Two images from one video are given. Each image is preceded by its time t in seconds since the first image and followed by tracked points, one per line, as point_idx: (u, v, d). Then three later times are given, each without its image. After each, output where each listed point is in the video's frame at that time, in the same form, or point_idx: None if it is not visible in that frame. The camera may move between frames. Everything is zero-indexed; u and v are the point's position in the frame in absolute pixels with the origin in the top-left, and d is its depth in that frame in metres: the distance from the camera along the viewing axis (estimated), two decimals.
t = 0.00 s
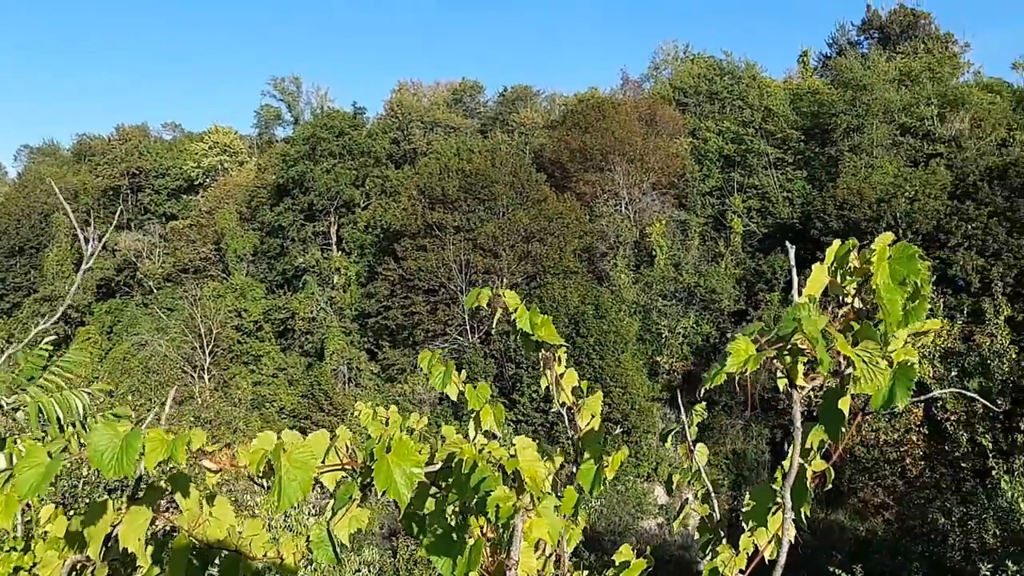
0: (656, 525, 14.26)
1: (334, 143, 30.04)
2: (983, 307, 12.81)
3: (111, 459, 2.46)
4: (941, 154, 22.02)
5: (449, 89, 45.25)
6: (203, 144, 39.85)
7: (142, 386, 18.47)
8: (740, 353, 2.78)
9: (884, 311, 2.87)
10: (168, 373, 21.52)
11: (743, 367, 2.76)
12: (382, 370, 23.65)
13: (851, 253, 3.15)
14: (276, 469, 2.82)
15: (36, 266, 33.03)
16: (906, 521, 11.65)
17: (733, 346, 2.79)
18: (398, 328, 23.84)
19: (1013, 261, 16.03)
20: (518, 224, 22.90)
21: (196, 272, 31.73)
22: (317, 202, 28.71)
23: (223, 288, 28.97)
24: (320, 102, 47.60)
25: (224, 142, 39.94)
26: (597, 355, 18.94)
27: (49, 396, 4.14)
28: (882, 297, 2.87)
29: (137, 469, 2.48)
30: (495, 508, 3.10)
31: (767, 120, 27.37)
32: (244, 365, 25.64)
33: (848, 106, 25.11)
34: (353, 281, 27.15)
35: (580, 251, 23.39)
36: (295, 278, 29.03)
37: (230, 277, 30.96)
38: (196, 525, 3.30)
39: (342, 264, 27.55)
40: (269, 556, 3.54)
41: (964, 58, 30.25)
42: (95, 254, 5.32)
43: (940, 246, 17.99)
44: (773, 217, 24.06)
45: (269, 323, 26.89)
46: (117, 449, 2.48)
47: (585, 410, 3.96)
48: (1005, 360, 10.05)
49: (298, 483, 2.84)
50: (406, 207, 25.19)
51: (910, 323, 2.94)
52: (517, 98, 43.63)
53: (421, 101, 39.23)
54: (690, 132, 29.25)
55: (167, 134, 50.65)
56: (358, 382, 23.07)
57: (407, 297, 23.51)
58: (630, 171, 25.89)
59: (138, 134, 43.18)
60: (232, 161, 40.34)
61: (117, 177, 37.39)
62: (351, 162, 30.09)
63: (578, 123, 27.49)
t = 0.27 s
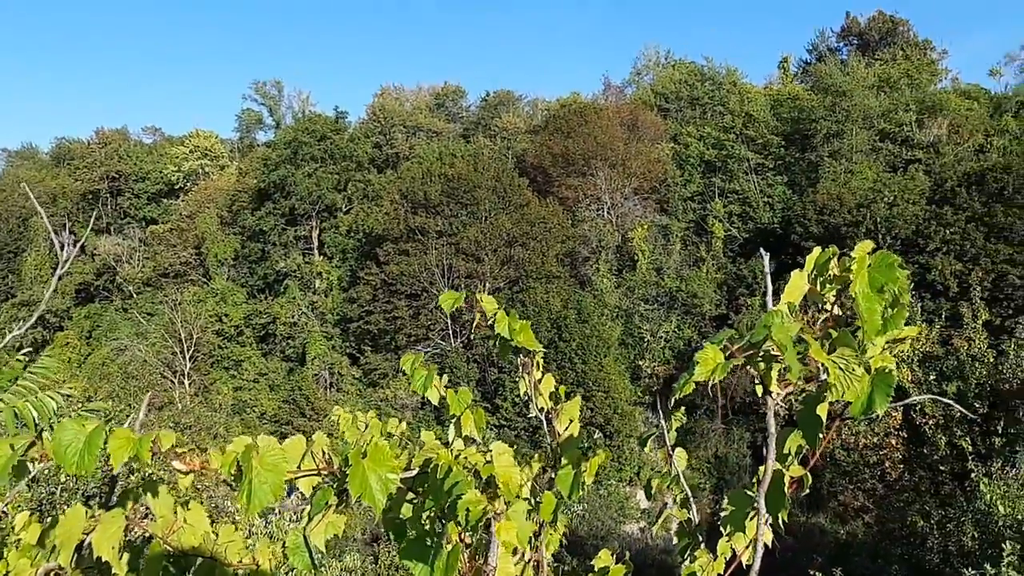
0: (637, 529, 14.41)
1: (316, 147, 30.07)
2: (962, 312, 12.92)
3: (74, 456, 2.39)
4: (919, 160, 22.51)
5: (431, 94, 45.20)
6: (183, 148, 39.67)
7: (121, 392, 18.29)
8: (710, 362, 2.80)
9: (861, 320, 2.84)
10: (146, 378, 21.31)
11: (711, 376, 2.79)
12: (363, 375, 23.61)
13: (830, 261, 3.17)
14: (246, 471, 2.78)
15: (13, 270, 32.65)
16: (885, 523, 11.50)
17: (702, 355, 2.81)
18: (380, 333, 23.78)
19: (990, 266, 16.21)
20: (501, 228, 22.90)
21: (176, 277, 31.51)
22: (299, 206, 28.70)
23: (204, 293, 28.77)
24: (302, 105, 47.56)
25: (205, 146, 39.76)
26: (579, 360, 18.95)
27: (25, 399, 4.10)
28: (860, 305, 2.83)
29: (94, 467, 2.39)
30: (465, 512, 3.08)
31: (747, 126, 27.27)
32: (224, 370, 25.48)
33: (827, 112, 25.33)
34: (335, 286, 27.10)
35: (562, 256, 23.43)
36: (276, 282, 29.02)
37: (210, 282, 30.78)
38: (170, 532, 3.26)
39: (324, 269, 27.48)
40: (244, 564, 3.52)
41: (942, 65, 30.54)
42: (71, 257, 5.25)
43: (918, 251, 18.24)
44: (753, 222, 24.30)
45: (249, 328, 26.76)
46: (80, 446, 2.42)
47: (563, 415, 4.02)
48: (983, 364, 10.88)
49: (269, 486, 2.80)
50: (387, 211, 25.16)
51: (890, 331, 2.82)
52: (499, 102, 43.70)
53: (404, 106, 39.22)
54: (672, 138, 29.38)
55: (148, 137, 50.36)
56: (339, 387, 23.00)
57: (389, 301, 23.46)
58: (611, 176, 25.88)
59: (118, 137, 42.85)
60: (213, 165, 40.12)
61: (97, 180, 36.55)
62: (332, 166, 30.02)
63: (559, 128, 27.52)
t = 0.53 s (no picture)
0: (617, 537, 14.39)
1: (298, 154, 29.45)
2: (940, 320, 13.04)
3: (66, 488, 2.30)
4: (897, 170, 22.84)
5: (414, 101, 45.17)
6: (163, 155, 39.40)
7: (99, 401, 18.05)
8: (683, 370, 2.83)
9: (828, 328, 2.85)
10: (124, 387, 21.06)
11: (684, 384, 2.81)
12: (344, 384, 23.54)
13: (799, 270, 3.19)
14: (230, 491, 2.74)
15: None
16: (863, 531, 11.40)
17: (675, 363, 2.83)
18: (361, 341, 23.70)
19: (967, 275, 16.31)
20: (483, 236, 22.88)
21: (155, 284, 31.24)
22: (279, 213, 28.57)
23: (184, 300, 28.55)
24: (284, 111, 47.30)
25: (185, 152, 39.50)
26: (560, 368, 18.94)
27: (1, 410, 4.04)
28: (828, 315, 2.84)
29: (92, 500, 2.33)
30: (451, 528, 3.10)
31: (727, 135, 27.41)
32: (203, 379, 25.28)
33: (807, 122, 25.52)
34: (316, 293, 27.00)
35: (544, 264, 23.47)
36: (257, 290, 28.89)
37: (190, 289, 30.55)
38: (145, 542, 3.26)
39: (305, 276, 27.38)
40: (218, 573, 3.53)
41: (918, 76, 30.92)
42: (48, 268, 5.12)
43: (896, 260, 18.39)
44: (733, 230, 24.40)
45: (229, 335, 26.61)
46: (70, 478, 2.32)
47: (539, 423, 4.03)
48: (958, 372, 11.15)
49: (253, 504, 2.78)
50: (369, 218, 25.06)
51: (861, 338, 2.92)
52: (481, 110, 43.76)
53: (386, 113, 39.18)
54: (653, 147, 29.49)
55: (127, 143, 49.99)
56: (320, 395, 22.90)
57: (370, 309, 23.39)
58: (593, 185, 25.91)
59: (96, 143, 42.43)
60: (193, 172, 39.87)
61: (76, 187, 35.88)
62: (314, 173, 29.92)
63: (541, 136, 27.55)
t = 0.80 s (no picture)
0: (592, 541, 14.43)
1: (271, 156, 29.56)
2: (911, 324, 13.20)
3: (11, 476, 2.33)
4: (869, 176, 23.25)
5: (389, 105, 45.08)
6: (136, 157, 39.03)
7: (68, 405, 17.76)
8: (650, 379, 2.85)
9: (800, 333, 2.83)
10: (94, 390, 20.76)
11: (651, 393, 2.84)
12: (319, 388, 23.45)
13: (771, 275, 3.20)
14: (188, 488, 2.72)
15: None
16: (835, 534, 11.60)
17: (643, 372, 2.85)
18: (336, 345, 23.60)
19: (937, 279, 16.45)
20: (459, 240, 22.87)
21: (126, 287, 30.89)
22: (253, 215, 28.38)
23: (156, 304, 28.30)
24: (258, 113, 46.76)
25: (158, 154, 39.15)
26: (535, 372, 18.94)
27: None
28: (799, 320, 2.81)
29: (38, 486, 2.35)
30: (408, 530, 3.08)
31: (701, 141, 27.69)
32: (176, 383, 25.03)
33: (780, 128, 25.77)
34: (290, 297, 26.89)
35: (520, 267, 23.52)
36: (230, 293, 28.70)
37: (162, 292, 30.25)
38: (108, 548, 3.22)
39: (279, 279, 27.23)
40: None
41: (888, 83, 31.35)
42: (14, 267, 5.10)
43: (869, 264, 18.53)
44: (707, 235, 24.72)
45: (202, 339, 26.40)
46: (16, 466, 2.35)
47: (511, 428, 4.04)
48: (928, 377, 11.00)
49: (211, 504, 2.75)
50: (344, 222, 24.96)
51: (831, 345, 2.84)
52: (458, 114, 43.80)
53: (362, 116, 39.08)
54: (628, 151, 29.63)
55: (99, 144, 49.34)
56: (293, 400, 22.78)
57: (345, 312, 23.31)
58: (569, 189, 25.96)
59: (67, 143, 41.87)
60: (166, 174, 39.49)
61: (46, 189, 35.61)
62: (288, 176, 29.78)
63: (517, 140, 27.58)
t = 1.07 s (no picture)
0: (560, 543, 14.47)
1: (240, 157, 29.40)
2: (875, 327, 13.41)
3: None
4: (834, 181, 23.62)
5: (360, 106, 44.88)
6: (103, 156, 38.45)
7: (30, 407, 17.40)
8: (614, 382, 2.85)
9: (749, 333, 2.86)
10: (56, 392, 20.36)
11: (616, 396, 2.83)
12: (287, 391, 23.31)
13: (724, 276, 3.23)
14: (147, 496, 2.69)
15: None
16: (801, 535, 11.80)
17: (607, 375, 2.85)
18: (305, 347, 23.43)
19: (902, 283, 16.70)
20: (430, 242, 22.82)
21: (90, 288, 30.38)
22: (221, 216, 28.11)
23: (121, 305, 27.90)
24: (228, 115, 46.52)
25: (124, 154, 38.64)
26: (504, 375, 18.93)
27: None
28: (749, 320, 2.85)
29: None
30: (367, 532, 3.13)
31: (670, 146, 28.02)
32: (141, 385, 24.68)
33: (748, 132, 26.01)
34: (258, 299, 26.69)
35: (490, 270, 23.54)
36: (197, 294, 28.41)
37: (128, 293, 29.83)
38: (64, 555, 3.18)
39: (247, 280, 27.00)
40: None
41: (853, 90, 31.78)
42: None
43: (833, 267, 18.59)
44: (677, 238, 24.93)
45: (168, 341, 26.13)
46: None
47: (475, 431, 4.04)
48: (892, 378, 11.09)
49: (170, 511, 2.72)
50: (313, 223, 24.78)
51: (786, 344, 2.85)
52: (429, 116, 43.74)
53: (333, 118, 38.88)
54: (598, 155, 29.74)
55: (63, 143, 48.47)
56: (261, 402, 22.58)
57: (315, 314, 23.17)
58: (540, 192, 25.98)
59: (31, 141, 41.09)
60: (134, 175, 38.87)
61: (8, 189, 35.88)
62: (257, 177, 29.55)
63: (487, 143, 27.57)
